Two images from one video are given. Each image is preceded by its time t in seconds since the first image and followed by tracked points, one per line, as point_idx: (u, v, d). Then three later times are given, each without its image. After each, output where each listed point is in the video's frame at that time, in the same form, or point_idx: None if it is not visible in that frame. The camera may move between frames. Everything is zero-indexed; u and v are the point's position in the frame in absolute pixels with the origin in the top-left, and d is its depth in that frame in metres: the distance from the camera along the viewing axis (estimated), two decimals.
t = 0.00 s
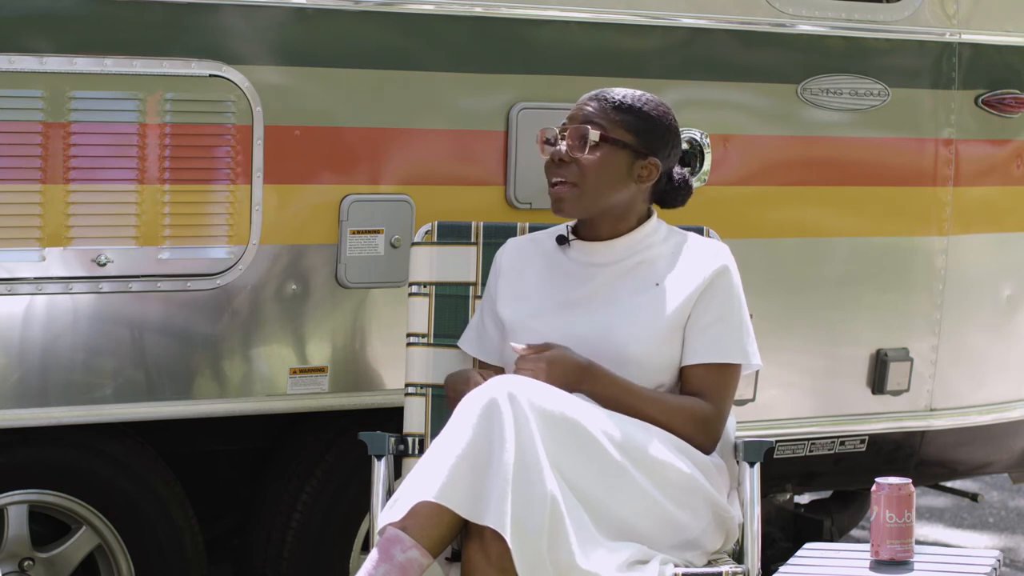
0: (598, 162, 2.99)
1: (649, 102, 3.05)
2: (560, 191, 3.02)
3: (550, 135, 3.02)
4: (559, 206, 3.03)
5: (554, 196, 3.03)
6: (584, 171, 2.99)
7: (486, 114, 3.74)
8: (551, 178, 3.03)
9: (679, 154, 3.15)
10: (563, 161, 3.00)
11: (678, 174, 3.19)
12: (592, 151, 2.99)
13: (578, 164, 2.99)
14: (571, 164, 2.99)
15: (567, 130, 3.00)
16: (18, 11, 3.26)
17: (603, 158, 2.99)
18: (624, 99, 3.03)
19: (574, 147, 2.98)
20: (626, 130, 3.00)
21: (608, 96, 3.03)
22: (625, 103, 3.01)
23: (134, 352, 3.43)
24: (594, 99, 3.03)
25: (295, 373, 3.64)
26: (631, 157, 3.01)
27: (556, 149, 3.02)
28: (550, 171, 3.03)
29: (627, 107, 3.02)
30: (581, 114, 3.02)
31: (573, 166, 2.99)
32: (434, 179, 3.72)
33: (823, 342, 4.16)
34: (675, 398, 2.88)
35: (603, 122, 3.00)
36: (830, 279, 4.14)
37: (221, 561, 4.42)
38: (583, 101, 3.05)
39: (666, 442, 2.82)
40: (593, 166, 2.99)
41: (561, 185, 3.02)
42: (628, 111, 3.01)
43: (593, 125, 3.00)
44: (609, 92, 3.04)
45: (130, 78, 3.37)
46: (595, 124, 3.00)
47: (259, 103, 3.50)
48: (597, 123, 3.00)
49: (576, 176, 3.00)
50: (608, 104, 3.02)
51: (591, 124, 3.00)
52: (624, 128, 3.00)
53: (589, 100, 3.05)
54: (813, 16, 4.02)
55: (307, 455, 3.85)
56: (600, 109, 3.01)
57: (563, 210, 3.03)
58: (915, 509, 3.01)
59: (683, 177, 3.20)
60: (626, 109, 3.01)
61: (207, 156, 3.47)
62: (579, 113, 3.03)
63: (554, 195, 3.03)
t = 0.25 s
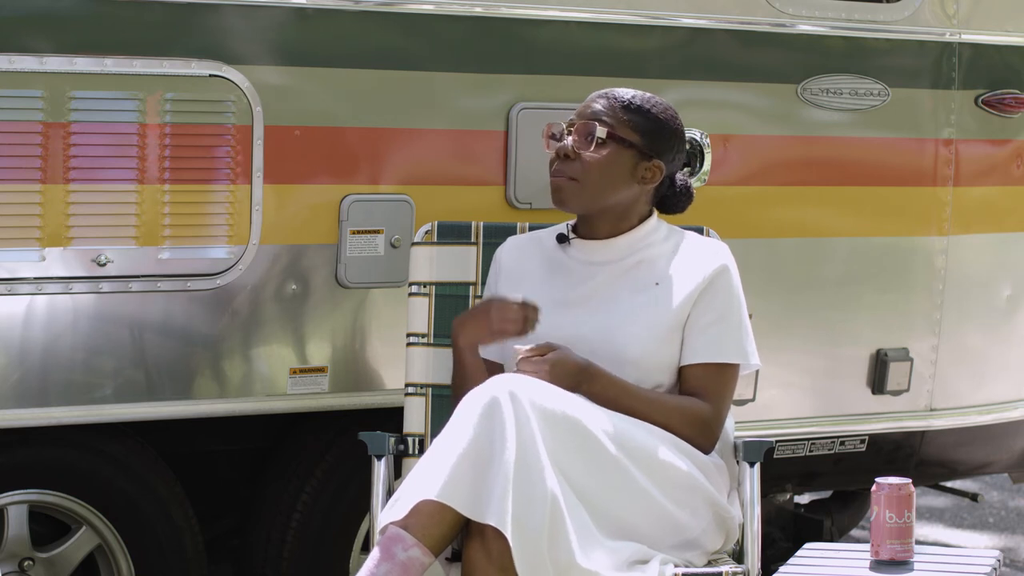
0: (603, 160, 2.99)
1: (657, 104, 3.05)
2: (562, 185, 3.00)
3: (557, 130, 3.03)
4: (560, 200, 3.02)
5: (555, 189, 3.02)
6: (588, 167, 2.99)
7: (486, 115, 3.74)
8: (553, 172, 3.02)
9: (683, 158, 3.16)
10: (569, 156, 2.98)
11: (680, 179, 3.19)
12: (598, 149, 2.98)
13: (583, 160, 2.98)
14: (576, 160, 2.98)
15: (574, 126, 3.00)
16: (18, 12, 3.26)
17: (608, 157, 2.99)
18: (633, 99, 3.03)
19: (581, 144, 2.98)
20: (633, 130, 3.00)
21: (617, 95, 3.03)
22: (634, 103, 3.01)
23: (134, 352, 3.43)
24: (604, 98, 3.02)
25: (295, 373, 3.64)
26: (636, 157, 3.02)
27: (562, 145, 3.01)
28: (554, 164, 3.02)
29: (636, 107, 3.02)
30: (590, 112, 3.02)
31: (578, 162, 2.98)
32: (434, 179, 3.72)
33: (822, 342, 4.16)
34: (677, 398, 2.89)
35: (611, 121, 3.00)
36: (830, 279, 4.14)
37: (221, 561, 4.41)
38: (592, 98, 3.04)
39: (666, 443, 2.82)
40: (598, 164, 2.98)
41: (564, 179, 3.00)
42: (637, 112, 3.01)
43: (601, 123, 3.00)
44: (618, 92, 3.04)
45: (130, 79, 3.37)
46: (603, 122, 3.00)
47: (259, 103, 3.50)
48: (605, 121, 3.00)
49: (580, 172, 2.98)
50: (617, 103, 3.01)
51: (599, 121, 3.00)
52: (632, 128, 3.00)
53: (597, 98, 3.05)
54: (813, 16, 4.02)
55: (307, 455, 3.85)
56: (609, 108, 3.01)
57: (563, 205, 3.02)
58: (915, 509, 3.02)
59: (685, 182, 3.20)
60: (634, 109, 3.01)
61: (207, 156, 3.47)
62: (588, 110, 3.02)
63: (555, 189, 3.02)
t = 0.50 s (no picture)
0: (597, 155, 2.99)
1: (654, 100, 3.04)
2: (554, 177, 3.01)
3: (555, 122, 3.04)
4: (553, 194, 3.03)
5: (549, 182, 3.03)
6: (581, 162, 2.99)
7: (486, 115, 3.74)
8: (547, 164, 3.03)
9: (682, 155, 3.15)
10: (562, 148, 2.99)
11: (679, 177, 3.18)
12: (592, 143, 2.99)
13: (576, 154, 2.99)
14: (569, 153, 2.99)
15: (569, 120, 3.01)
16: (19, 12, 3.26)
17: (602, 151, 2.99)
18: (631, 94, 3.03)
19: (575, 137, 2.99)
20: (629, 125, 3.00)
21: (615, 90, 3.03)
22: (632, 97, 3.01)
23: (134, 352, 3.43)
24: (601, 92, 3.03)
25: (296, 373, 3.64)
26: (631, 153, 3.02)
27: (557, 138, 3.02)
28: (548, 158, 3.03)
29: (632, 103, 3.02)
30: (587, 106, 3.02)
31: (571, 155, 2.99)
32: (434, 179, 3.72)
33: (822, 342, 4.16)
34: (677, 403, 2.89)
35: (607, 116, 3.00)
36: (830, 279, 4.14)
37: (221, 561, 4.41)
38: (590, 93, 3.05)
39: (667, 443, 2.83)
40: (591, 158, 2.99)
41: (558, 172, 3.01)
42: (633, 107, 3.01)
43: (597, 118, 3.00)
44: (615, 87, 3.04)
45: (130, 79, 3.37)
46: (599, 116, 3.00)
47: (258, 104, 3.50)
48: (600, 116, 3.01)
49: (573, 165, 2.99)
50: (614, 98, 3.02)
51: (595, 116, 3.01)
52: (627, 123, 3.00)
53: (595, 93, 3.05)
54: (813, 16, 4.02)
55: (307, 455, 3.85)
56: (606, 103, 3.01)
57: (557, 199, 3.03)
58: (915, 509, 3.02)
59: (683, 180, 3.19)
60: (631, 105, 3.01)
61: (207, 156, 3.47)
62: (585, 104, 3.03)
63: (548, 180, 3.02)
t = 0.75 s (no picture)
0: (584, 160, 2.99)
1: (639, 99, 3.03)
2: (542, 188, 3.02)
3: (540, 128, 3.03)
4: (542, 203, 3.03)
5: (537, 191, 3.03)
6: (568, 168, 2.99)
7: (486, 114, 3.74)
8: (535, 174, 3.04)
9: (671, 152, 3.13)
10: (548, 159, 3.00)
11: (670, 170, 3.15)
12: (578, 149, 2.99)
13: (562, 161, 2.99)
14: (555, 162, 2.99)
15: (554, 127, 3.00)
16: (19, 11, 3.26)
17: (589, 157, 2.99)
18: (614, 94, 3.01)
19: (560, 144, 2.98)
20: (614, 127, 2.99)
21: (599, 91, 3.01)
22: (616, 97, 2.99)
23: (134, 352, 3.43)
24: (585, 95, 3.02)
25: (295, 373, 3.64)
26: (619, 156, 3.00)
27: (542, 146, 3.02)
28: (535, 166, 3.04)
29: (616, 103, 3.00)
30: (571, 110, 3.02)
31: (557, 165, 2.99)
32: (434, 179, 3.72)
33: (822, 342, 4.16)
34: (676, 409, 2.90)
35: (592, 120, 2.99)
36: (830, 279, 4.14)
37: (221, 561, 4.41)
38: (573, 95, 3.04)
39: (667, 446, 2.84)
40: (578, 165, 2.99)
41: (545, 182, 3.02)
42: (618, 108, 3.00)
43: (582, 122, 3.00)
44: (599, 88, 3.02)
45: (130, 78, 3.37)
46: (584, 121, 3.00)
47: (259, 104, 3.50)
48: (585, 120, 3.00)
49: (560, 174, 2.99)
50: (598, 100, 3.00)
51: (580, 121, 3.00)
52: (612, 126, 2.99)
53: (579, 96, 3.04)
54: (813, 16, 4.02)
55: (307, 455, 3.85)
56: (590, 105, 3.00)
57: (546, 207, 3.04)
58: (915, 509, 3.02)
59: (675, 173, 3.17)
60: (615, 106, 3.00)
61: (207, 157, 3.47)
62: (569, 108, 3.02)
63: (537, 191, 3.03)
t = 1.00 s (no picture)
0: (573, 176, 2.98)
1: (622, 103, 2.99)
2: (537, 208, 3.02)
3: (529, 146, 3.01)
4: (538, 221, 3.04)
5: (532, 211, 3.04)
6: (559, 186, 2.99)
7: (486, 114, 3.74)
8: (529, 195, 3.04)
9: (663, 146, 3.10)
10: (539, 179, 3.00)
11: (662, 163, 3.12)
12: (568, 167, 2.97)
13: (552, 180, 2.99)
14: (547, 182, 2.99)
15: (540, 147, 2.98)
16: (19, 11, 3.26)
17: (580, 173, 2.98)
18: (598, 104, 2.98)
19: (548, 163, 2.98)
20: (602, 139, 2.97)
21: (582, 102, 2.98)
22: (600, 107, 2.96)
23: (134, 352, 3.43)
24: (568, 107, 2.99)
25: (295, 373, 3.64)
26: (609, 168, 2.99)
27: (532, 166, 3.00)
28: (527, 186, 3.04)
29: (601, 112, 2.97)
30: (556, 125, 2.99)
31: (549, 184, 2.99)
32: (434, 179, 3.72)
33: (822, 342, 4.16)
34: (673, 408, 2.90)
35: (578, 134, 2.97)
36: (830, 279, 4.14)
37: (221, 561, 4.41)
38: (556, 109, 3.01)
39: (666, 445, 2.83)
40: (570, 182, 2.98)
41: (539, 202, 3.02)
42: (603, 117, 2.97)
43: (568, 138, 2.98)
44: (580, 98, 2.99)
45: (130, 78, 3.37)
46: (570, 136, 2.98)
47: (259, 103, 3.50)
48: (572, 135, 2.98)
49: (553, 193, 2.99)
50: (582, 112, 2.97)
51: (566, 137, 2.98)
52: (600, 137, 2.97)
53: (561, 108, 3.01)
54: (813, 16, 4.02)
55: (307, 455, 3.85)
56: (575, 118, 2.98)
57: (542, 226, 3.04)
58: (915, 509, 3.01)
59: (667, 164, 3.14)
60: (601, 115, 2.97)
61: (207, 157, 3.48)
62: (554, 123, 3.00)
63: (532, 211, 3.04)
